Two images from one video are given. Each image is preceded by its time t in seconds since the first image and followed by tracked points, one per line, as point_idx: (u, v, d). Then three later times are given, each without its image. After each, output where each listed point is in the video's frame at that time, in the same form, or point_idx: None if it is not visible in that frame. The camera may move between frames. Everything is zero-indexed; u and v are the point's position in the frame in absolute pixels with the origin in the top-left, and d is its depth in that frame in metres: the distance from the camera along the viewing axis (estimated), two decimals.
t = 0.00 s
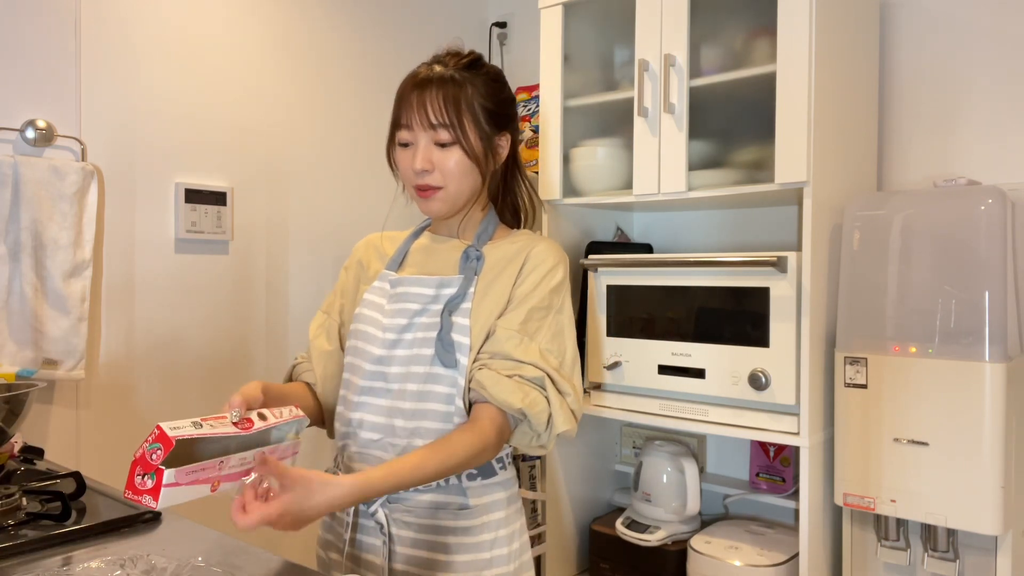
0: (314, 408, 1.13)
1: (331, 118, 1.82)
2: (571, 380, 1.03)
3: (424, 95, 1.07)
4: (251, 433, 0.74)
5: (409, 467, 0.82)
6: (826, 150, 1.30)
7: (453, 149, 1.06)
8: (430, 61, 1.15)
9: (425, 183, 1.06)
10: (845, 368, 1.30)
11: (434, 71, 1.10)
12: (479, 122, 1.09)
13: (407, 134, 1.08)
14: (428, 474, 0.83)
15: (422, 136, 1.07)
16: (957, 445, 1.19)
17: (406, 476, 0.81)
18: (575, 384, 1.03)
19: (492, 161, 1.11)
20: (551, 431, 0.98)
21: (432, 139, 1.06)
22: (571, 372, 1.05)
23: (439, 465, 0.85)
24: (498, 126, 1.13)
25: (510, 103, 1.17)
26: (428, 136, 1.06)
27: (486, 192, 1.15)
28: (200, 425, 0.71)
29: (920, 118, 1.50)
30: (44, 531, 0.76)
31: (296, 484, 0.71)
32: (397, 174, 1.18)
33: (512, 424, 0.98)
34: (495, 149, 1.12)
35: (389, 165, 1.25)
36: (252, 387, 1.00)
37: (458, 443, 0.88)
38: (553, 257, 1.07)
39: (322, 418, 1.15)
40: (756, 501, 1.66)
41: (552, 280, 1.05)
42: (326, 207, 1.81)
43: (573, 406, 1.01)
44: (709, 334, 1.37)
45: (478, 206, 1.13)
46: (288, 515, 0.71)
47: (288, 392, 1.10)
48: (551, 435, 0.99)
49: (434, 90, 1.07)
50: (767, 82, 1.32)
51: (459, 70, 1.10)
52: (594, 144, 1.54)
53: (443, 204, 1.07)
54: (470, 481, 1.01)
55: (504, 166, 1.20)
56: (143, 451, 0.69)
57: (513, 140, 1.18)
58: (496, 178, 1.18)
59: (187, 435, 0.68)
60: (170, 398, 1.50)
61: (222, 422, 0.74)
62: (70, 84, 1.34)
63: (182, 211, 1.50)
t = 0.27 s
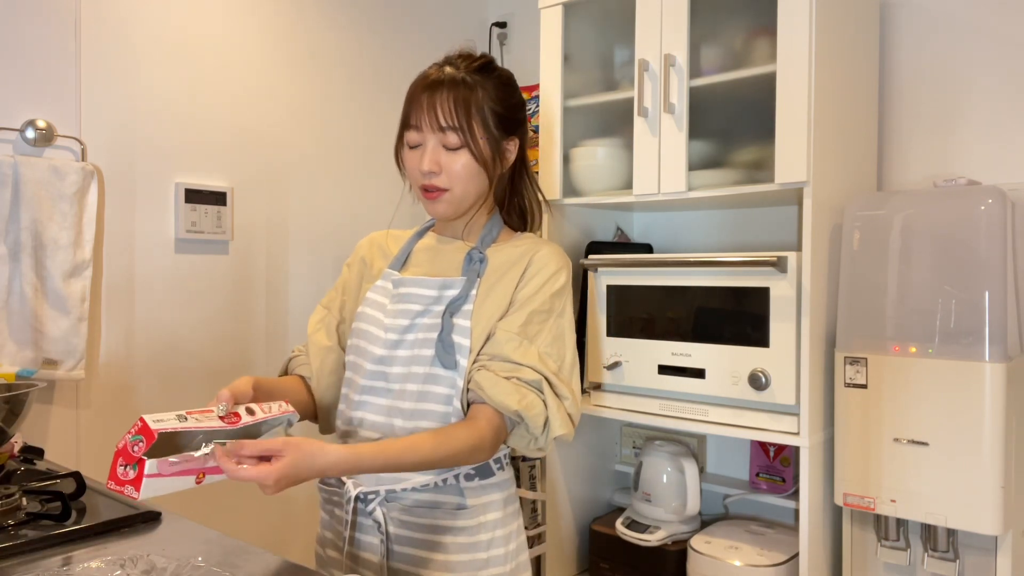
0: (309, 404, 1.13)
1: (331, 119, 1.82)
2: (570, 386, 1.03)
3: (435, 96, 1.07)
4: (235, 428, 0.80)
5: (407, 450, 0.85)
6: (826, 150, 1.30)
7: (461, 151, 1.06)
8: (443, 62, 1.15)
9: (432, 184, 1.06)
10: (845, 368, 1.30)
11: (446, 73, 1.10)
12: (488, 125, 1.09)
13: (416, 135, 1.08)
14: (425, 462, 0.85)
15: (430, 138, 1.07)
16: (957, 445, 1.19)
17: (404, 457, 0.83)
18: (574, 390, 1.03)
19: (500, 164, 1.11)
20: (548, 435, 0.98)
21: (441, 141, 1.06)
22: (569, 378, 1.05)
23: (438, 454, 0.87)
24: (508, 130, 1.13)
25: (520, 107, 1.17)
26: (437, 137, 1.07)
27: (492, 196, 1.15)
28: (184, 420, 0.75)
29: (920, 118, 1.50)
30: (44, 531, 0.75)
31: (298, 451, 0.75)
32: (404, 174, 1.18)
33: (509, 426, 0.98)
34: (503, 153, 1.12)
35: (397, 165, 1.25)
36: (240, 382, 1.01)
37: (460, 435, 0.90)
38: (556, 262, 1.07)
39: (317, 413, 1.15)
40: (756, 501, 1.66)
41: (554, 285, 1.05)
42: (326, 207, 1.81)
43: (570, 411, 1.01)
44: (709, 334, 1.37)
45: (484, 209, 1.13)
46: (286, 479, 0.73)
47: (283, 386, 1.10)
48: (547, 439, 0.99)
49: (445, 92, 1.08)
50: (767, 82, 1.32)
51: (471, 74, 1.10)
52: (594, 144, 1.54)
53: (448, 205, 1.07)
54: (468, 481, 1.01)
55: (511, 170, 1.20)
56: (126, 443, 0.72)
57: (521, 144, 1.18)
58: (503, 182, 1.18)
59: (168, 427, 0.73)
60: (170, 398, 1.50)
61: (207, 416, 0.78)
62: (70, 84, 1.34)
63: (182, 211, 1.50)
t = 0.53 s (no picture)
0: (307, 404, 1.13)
1: (331, 119, 1.82)
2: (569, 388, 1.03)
3: (436, 100, 1.07)
4: (218, 425, 0.78)
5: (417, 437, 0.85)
6: (826, 150, 1.30)
7: (462, 154, 1.06)
8: (444, 66, 1.15)
9: (433, 187, 1.06)
10: (845, 368, 1.30)
11: (448, 77, 1.10)
12: (490, 129, 1.09)
13: (418, 138, 1.08)
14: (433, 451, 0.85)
15: (432, 141, 1.07)
16: (957, 445, 1.19)
17: (411, 445, 0.83)
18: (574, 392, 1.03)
19: (501, 167, 1.11)
20: (547, 437, 0.98)
21: (442, 144, 1.06)
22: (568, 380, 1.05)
23: (445, 442, 0.87)
24: (509, 134, 1.13)
25: (521, 110, 1.17)
26: (439, 141, 1.06)
27: (494, 200, 1.15)
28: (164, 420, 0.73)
29: (920, 118, 1.50)
30: (44, 531, 0.76)
31: (314, 430, 0.76)
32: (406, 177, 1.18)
33: (508, 428, 0.98)
34: (505, 157, 1.12)
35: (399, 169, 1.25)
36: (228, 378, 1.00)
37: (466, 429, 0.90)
38: (558, 266, 1.07)
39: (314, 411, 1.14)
40: (755, 501, 1.66)
41: (555, 289, 1.05)
42: (326, 207, 1.81)
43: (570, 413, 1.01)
44: (709, 334, 1.37)
45: (485, 212, 1.13)
46: (302, 457, 0.73)
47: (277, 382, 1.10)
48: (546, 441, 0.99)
49: (446, 95, 1.08)
50: (767, 82, 1.32)
51: (473, 77, 1.10)
52: (594, 144, 1.54)
53: (449, 208, 1.07)
54: (464, 482, 1.02)
55: (512, 173, 1.20)
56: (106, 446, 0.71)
57: (522, 147, 1.18)
58: (504, 186, 1.18)
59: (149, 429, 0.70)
60: (170, 398, 1.50)
61: (189, 415, 0.76)
62: (70, 85, 1.34)
63: (182, 211, 1.50)
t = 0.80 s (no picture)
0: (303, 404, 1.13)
1: (331, 119, 1.82)
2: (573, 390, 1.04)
3: (434, 99, 1.08)
4: (202, 420, 0.79)
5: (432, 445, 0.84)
6: (826, 150, 1.30)
7: (460, 153, 1.06)
8: (443, 65, 1.15)
9: (431, 185, 1.06)
10: (845, 368, 1.30)
11: (446, 76, 1.11)
12: (488, 128, 1.09)
13: (416, 137, 1.09)
14: (451, 458, 0.85)
15: (430, 140, 1.07)
16: (957, 445, 1.19)
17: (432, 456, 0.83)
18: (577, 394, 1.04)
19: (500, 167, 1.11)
20: (553, 440, 0.98)
21: (440, 142, 1.06)
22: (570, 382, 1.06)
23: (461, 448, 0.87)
24: (508, 133, 1.13)
25: (520, 110, 1.17)
26: (436, 140, 1.07)
27: (492, 199, 1.15)
28: (146, 412, 0.74)
29: (920, 119, 1.50)
30: (44, 531, 0.75)
31: (337, 444, 0.74)
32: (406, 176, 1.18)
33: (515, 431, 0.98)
34: (503, 156, 1.12)
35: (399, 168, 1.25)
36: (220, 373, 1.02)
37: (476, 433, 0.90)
38: (557, 267, 1.07)
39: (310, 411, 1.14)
40: (755, 501, 1.66)
41: (557, 291, 1.05)
42: (326, 207, 1.81)
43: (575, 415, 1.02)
44: (709, 334, 1.37)
45: (483, 211, 1.13)
46: (324, 472, 0.72)
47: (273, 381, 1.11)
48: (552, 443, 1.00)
49: (444, 95, 1.08)
50: (767, 82, 1.32)
51: (471, 77, 1.11)
52: (594, 144, 1.55)
53: (447, 207, 1.07)
54: (463, 482, 1.01)
55: (511, 173, 1.19)
56: (87, 435, 0.72)
57: (521, 147, 1.18)
58: (503, 186, 1.18)
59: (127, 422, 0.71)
60: (170, 398, 1.50)
61: (173, 409, 0.77)
62: (70, 85, 1.34)
63: (182, 211, 1.50)
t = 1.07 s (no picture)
0: (307, 408, 1.13)
1: (331, 119, 1.82)
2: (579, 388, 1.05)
3: (431, 97, 1.08)
4: (191, 433, 0.78)
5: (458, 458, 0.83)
6: (826, 150, 1.30)
7: (457, 150, 1.06)
8: (441, 64, 1.15)
9: (429, 183, 1.06)
10: (845, 367, 1.30)
11: (442, 75, 1.11)
12: (485, 125, 1.09)
13: (413, 136, 1.09)
14: (478, 467, 0.84)
15: (427, 138, 1.07)
16: (957, 446, 1.19)
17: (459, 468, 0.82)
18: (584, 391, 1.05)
19: (497, 164, 1.11)
20: (565, 438, 0.99)
21: (437, 140, 1.06)
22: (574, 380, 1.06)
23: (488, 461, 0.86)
24: (505, 130, 1.13)
25: (518, 108, 1.17)
26: (433, 137, 1.07)
27: (491, 198, 1.15)
28: (131, 425, 0.73)
29: (920, 118, 1.50)
30: (44, 531, 0.76)
31: (364, 468, 0.73)
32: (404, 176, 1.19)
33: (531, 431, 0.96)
34: (500, 154, 1.12)
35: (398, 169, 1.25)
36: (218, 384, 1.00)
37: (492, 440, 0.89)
38: (557, 267, 1.07)
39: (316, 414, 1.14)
40: (755, 501, 1.66)
41: (560, 290, 1.05)
42: (326, 207, 1.81)
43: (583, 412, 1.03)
44: (709, 334, 1.37)
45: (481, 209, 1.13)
46: (352, 497, 0.71)
47: (274, 387, 1.10)
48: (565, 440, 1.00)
49: (441, 93, 1.08)
50: (767, 82, 1.32)
51: (468, 75, 1.11)
52: (594, 144, 1.55)
53: (445, 205, 1.07)
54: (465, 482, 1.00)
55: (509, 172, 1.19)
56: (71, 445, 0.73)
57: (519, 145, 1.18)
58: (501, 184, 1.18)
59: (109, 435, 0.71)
60: (170, 398, 1.50)
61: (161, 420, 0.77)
62: (70, 85, 1.34)
63: (182, 211, 1.50)
